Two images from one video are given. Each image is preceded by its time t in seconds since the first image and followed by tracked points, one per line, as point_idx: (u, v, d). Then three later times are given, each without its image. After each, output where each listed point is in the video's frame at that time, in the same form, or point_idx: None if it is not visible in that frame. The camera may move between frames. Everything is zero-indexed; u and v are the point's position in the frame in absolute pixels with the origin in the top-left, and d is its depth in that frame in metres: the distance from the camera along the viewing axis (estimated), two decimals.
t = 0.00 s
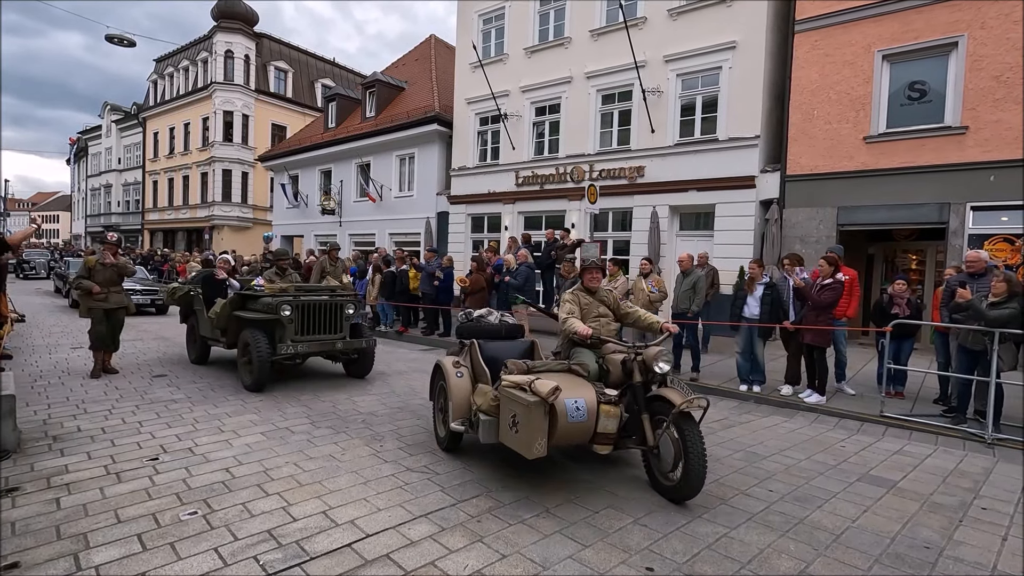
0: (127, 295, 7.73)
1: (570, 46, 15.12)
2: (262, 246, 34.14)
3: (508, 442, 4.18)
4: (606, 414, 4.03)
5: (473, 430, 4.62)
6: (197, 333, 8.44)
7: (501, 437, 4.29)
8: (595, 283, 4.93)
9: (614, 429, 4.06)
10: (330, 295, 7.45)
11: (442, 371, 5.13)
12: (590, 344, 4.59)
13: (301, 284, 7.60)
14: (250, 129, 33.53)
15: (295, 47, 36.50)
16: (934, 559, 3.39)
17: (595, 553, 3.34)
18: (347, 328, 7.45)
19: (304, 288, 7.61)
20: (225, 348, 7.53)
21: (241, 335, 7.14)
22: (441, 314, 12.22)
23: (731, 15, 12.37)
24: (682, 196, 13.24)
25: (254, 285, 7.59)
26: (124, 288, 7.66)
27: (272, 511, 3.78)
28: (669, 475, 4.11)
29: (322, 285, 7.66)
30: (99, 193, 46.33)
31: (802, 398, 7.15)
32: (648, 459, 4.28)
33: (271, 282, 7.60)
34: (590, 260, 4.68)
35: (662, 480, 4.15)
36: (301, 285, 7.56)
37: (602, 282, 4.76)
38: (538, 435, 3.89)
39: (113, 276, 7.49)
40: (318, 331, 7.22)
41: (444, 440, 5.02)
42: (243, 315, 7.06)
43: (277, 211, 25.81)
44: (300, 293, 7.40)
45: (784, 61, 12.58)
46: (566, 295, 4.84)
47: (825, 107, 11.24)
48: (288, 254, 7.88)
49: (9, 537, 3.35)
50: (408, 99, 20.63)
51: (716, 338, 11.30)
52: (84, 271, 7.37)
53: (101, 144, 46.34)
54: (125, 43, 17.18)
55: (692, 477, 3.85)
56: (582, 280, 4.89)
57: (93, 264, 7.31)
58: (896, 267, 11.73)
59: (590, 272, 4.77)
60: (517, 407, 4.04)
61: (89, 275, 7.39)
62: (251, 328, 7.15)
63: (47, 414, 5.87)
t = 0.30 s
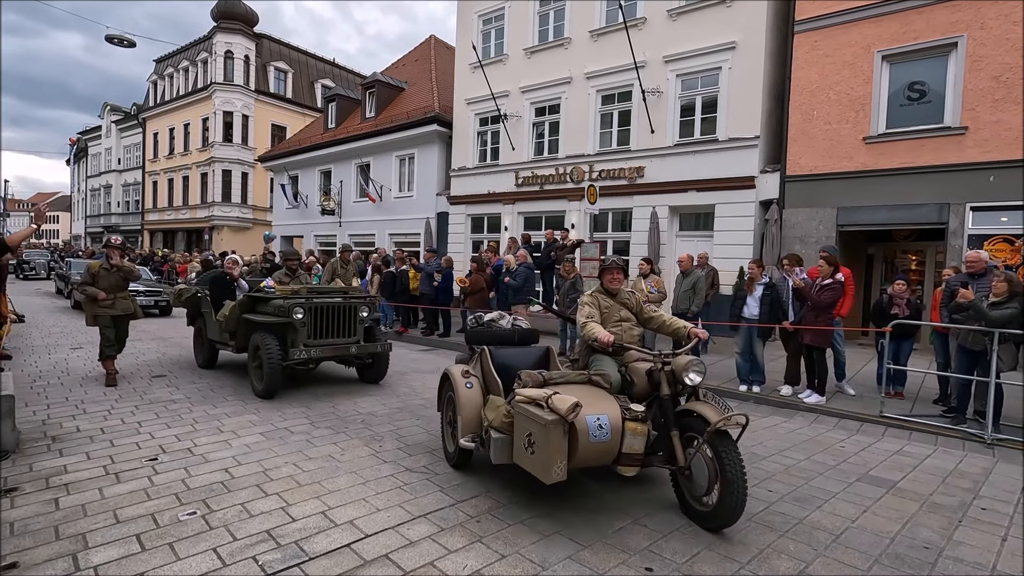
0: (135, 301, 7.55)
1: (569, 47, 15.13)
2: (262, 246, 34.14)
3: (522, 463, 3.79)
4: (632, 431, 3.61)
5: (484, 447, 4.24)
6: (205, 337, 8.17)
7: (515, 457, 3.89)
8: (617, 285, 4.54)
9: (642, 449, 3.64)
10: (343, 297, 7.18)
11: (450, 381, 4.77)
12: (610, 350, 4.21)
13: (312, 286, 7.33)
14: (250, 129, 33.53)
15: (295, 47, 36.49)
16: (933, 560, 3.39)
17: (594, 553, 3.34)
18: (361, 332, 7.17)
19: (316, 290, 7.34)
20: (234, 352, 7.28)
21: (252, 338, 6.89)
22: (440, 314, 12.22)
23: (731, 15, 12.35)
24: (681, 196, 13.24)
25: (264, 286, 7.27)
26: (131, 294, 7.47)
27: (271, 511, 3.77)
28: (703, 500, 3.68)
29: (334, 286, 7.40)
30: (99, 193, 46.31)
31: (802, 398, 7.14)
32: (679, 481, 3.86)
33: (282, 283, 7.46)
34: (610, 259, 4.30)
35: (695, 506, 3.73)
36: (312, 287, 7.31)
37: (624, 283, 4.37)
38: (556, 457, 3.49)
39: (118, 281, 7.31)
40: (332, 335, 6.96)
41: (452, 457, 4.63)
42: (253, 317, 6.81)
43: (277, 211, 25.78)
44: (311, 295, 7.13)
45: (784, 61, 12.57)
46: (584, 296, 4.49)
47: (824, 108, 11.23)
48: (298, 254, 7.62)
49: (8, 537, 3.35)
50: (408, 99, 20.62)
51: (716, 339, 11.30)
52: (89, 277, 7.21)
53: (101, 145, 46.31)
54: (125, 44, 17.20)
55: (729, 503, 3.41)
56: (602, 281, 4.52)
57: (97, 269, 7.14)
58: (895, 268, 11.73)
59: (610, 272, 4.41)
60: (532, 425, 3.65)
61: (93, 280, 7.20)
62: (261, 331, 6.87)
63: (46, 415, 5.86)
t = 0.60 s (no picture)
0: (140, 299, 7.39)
1: (569, 47, 15.14)
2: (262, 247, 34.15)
3: (540, 487, 3.38)
4: (664, 452, 3.19)
5: (496, 467, 3.82)
6: (212, 340, 7.96)
7: (532, 480, 3.47)
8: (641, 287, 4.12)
9: (676, 473, 3.22)
10: (356, 299, 6.97)
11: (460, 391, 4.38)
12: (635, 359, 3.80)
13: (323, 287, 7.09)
14: (250, 129, 33.53)
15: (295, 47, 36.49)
16: (933, 560, 3.39)
17: (593, 554, 3.33)
18: (375, 335, 6.95)
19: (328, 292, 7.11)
20: (244, 356, 7.04)
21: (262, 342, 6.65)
22: (440, 314, 12.22)
23: (731, 15, 11.61)
24: (681, 197, 13.25)
25: (274, 286, 6.95)
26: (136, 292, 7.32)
27: (271, 511, 3.77)
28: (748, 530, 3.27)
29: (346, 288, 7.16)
30: (100, 194, 46.31)
31: (802, 399, 7.13)
32: (717, 507, 3.45)
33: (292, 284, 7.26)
34: (633, 259, 3.89)
35: (737, 535, 3.33)
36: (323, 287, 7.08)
37: (649, 285, 3.95)
38: (578, 482, 3.08)
39: (125, 278, 7.17)
40: (345, 338, 6.73)
41: (462, 475, 4.24)
42: (264, 320, 6.56)
43: (277, 211, 25.79)
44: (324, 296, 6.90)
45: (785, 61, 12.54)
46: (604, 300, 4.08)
47: (825, 108, 11.23)
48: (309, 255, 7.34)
49: (7, 538, 3.34)
50: (408, 100, 20.63)
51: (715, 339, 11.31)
52: (94, 273, 7.04)
53: (101, 145, 46.34)
54: (126, 44, 17.23)
55: (778, 534, 3.00)
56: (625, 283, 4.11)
57: (103, 264, 6.98)
58: (895, 268, 11.73)
59: (634, 273, 3.99)
60: (551, 445, 3.23)
61: (99, 276, 7.03)
62: (271, 335, 6.64)
63: (46, 415, 5.86)
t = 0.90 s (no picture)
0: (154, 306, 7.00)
1: (570, 47, 15.14)
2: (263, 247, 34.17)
3: (566, 523, 2.97)
4: (708, 483, 2.75)
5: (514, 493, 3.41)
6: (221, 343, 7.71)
7: (556, 513, 3.05)
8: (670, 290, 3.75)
9: (722, 507, 2.78)
10: (371, 300, 6.69)
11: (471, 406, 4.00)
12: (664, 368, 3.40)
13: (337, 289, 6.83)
14: (251, 129, 33.56)
15: (296, 47, 36.50)
16: (935, 561, 3.39)
17: (593, 553, 3.34)
18: (391, 339, 6.67)
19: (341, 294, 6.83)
20: (254, 360, 6.81)
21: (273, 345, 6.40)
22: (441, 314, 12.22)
23: (732, 15, 11.97)
24: (683, 197, 13.23)
25: (285, 288, 6.71)
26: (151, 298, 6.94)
27: (272, 511, 3.77)
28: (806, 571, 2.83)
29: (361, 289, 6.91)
30: (100, 193, 46.33)
31: (802, 399, 7.12)
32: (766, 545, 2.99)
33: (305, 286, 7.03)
34: (663, 257, 3.53)
35: None
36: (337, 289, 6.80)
37: (680, 287, 3.58)
38: (613, 519, 2.67)
39: (139, 284, 6.78)
40: (360, 342, 6.45)
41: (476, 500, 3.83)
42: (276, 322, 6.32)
43: (277, 211, 25.81)
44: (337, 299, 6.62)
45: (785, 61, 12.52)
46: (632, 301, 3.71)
47: (826, 108, 11.22)
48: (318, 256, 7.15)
49: (8, 538, 3.34)
50: (409, 100, 20.64)
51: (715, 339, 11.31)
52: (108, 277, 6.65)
53: (102, 145, 46.35)
54: (127, 45, 17.23)
55: None
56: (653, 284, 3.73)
57: (118, 269, 6.59)
58: (897, 269, 11.72)
59: (664, 273, 3.61)
60: (580, 475, 2.81)
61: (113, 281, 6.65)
62: (283, 338, 6.38)
63: (47, 415, 5.86)
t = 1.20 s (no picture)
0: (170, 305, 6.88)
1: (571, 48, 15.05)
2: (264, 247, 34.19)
3: (603, 567, 2.60)
4: (771, 523, 2.38)
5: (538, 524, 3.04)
6: (230, 346, 7.52)
7: (592, 554, 2.69)
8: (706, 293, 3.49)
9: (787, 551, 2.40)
10: (384, 302, 6.49)
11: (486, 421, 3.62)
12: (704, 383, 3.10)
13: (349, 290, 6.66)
14: (252, 130, 33.59)
15: (297, 48, 36.53)
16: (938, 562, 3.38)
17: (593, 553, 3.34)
18: (406, 342, 6.46)
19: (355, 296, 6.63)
20: (264, 364, 6.63)
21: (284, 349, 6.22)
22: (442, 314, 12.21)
23: (732, 15, 11.76)
24: (685, 197, 13.21)
25: (295, 290, 6.43)
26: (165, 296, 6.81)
27: (272, 511, 3.77)
28: None
29: (374, 291, 6.72)
30: (101, 193, 46.42)
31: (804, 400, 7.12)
32: None
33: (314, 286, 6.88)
34: (699, 256, 3.27)
35: None
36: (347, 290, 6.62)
37: (718, 288, 3.32)
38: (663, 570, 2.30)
39: (153, 280, 6.69)
40: (374, 345, 6.24)
41: (491, 525, 3.46)
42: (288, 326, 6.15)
43: (278, 211, 25.82)
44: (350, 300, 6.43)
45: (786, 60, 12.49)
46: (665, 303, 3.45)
47: (827, 108, 11.22)
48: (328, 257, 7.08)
49: (9, 537, 3.34)
50: (410, 100, 20.66)
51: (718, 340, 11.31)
52: (122, 276, 6.59)
53: (104, 146, 46.37)
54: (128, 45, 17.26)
55: None
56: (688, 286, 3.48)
57: (130, 265, 6.51)
58: (898, 270, 11.70)
59: (699, 274, 3.35)
60: (623, 516, 2.44)
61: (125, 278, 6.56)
62: (294, 342, 6.19)
63: (48, 414, 5.87)
